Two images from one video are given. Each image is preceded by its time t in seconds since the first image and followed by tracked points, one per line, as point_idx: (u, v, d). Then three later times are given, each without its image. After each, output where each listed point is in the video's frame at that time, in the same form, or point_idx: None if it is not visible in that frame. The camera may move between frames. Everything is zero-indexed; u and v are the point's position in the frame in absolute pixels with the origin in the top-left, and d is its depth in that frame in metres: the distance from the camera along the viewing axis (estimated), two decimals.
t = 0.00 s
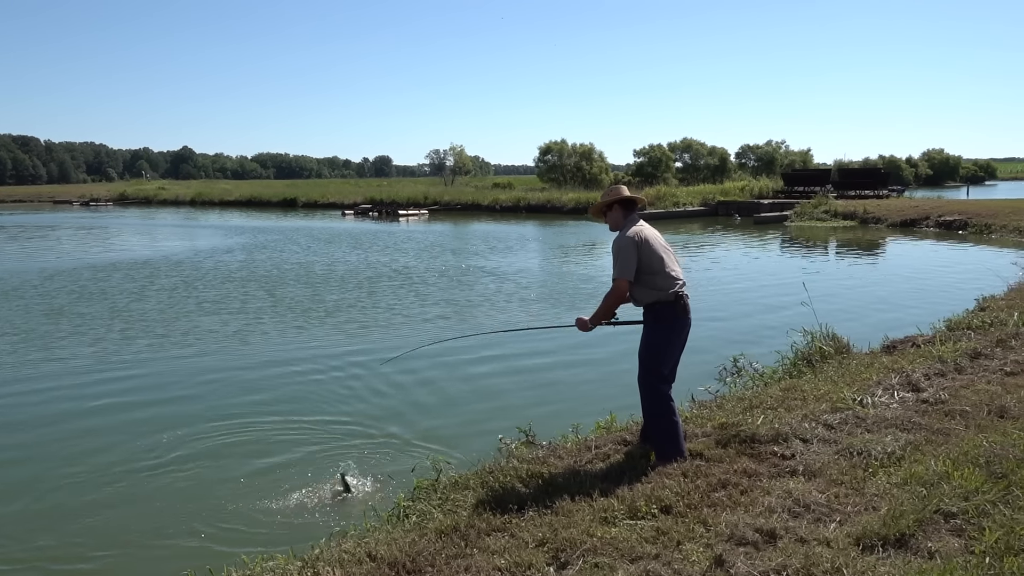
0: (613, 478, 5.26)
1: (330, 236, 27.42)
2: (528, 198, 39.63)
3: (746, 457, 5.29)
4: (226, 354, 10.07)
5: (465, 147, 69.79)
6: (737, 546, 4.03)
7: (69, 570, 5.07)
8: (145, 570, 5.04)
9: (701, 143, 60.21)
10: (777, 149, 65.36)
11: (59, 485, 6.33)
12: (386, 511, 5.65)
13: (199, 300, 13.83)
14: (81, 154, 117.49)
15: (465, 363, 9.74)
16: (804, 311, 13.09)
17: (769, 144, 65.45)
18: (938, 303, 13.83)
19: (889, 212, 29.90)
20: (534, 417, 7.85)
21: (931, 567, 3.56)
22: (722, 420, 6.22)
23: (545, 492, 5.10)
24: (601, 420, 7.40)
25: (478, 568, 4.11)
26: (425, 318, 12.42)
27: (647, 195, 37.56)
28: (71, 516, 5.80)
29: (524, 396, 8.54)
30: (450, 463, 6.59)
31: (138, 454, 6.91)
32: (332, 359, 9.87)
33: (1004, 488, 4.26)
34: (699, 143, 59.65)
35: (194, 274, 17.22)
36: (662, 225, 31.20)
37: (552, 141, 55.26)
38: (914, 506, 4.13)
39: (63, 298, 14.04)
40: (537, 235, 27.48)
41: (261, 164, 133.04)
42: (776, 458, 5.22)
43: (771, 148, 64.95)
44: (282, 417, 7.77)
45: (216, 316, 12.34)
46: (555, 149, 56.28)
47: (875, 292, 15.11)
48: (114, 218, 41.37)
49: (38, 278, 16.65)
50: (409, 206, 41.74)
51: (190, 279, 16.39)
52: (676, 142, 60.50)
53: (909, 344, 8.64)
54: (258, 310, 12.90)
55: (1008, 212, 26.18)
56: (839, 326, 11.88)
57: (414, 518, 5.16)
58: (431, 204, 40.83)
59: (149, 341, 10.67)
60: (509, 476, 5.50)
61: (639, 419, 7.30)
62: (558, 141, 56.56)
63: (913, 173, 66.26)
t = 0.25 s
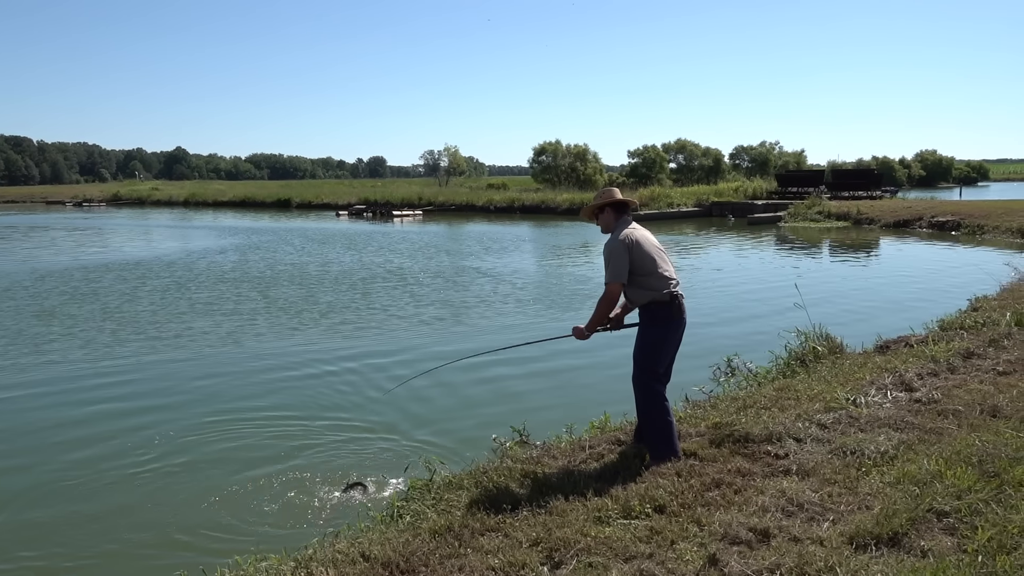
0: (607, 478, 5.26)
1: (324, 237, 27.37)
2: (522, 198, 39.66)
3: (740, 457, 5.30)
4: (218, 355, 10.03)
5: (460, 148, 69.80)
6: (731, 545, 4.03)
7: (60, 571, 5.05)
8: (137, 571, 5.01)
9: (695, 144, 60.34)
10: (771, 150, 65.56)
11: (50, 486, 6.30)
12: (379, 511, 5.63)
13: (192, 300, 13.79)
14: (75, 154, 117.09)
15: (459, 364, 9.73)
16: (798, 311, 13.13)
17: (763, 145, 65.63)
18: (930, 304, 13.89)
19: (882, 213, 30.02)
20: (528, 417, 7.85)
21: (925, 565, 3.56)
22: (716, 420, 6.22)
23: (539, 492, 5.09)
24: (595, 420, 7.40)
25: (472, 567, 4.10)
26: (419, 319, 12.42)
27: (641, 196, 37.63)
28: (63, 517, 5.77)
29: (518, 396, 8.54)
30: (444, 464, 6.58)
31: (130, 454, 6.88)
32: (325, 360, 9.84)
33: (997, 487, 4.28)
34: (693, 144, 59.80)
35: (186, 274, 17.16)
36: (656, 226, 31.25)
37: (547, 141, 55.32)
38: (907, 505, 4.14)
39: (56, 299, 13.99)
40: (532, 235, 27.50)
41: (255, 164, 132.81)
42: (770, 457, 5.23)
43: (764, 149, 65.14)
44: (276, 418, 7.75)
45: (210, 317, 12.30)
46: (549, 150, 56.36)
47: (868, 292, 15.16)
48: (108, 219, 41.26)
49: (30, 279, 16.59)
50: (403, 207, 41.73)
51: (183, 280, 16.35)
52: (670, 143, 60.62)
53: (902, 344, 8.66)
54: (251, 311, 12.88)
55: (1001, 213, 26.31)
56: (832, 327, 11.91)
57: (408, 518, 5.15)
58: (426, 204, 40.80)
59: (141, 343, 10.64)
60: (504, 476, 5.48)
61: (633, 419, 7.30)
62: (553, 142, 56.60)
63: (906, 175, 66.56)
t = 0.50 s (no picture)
0: (603, 477, 5.26)
1: (319, 238, 27.33)
2: (518, 199, 39.68)
3: (735, 456, 5.30)
4: (213, 356, 10.01)
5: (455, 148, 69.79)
6: (726, 543, 4.04)
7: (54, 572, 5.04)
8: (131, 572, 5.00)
9: (691, 145, 60.46)
10: (765, 150, 65.70)
11: (44, 487, 6.27)
12: (375, 511, 5.62)
13: (186, 301, 13.76)
14: (69, 154, 116.76)
15: (454, 363, 9.72)
16: (792, 312, 13.16)
17: (758, 146, 65.76)
18: (925, 304, 13.93)
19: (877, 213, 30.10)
20: (523, 417, 7.85)
21: (920, 563, 3.57)
22: (712, 419, 6.23)
23: (534, 491, 5.09)
24: (590, 420, 7.40)
25: (468, 566, 4.10)
26: (414, 319, 12.41)
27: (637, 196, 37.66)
28: (57, 519, 5.75)
29: (514, 395, 8.54)
30: (439, 463, 6.57)
31: (124, 455, 6.85)
32: (320, 360, 9.83)
33: (991, 485, 4.29)
34: (688, 145, 59.92)
35: (180, 275, 17.12)
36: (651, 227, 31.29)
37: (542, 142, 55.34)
38: (902, 503, 4.15)
39: (49, 299, 13.95)
40: (527, 236, 27.51)
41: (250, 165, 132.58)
42: (766, 456, 5.24)
43: (759, 150, 65.28)
44: (270, 418, 7.73)
45: (204, 318, 12.28)
46: (544, 151, 56.39)
47: (863, 292, 15.19)
48: (102, 219, 41.13)
49: (23, 279, 16.53)
50: (399, 207, 41.71)
51: (177, 280, 16.31)
52: (665, 143, 60.73)
53: (897, 344, 8.67)
54: (246, 311, 12.86)
55: (995, 214, 26.40)
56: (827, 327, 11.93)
57: (403, 518, 5.14)
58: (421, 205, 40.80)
59: (135, 344, 10.61)
60: (499, 475, 5.48)
61: (628, 418, 7.30)
62: (548, 143, 56.66)
63: (901, 176, 66.76)
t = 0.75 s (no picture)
0: (600, 476, 5.26)
1: (315, 238, 27.28)
2: (514, 199, 39.67)
3: (732, 455, 5.30)
4: (208, 357, 9.98)
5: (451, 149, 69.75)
6: (724, 542, 4.04)
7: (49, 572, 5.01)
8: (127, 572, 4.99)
9: (686, 146, 60.52)
10: (761, 151, 65.84)
11: (39, 487, 6.25)
12: (372, 510, 5.61)
13: (182, 302, 13.73)
14: (64, 154, 116.42)
15: (450, 364, 9.70)
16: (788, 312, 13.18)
17: (753, 146, 65.91)
18: (920, 304, 13.96)
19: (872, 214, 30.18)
20: (520, 416, 7.85)
21: (917, 561, 3.57)
22: (709, 419, 6.23)
23: (532, 490, 5.08)
24: (587, 420, 7.41)
25: (466, 565, 4.09)
26: (411, 319, 12.41)
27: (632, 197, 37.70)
28: (53, 518, 5.73)
29: (511, 395, 8.54)
30: (436, 463, 6.56)
31: (119, 456, 6.83)
32: (317, 360, 9.81)
33: (988, 484, 4.30)
34: (684, 145, 60.01)
35: (175, 275, 17.07)
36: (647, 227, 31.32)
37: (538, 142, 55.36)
38: (899, 502, 4.16)
39: (44, 300, 13.90)
40: (523, 236, 27.50)
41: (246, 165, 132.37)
42: (763, 455, 5.24)
43: (755, 151, 65.42)
44: (267, 418, 7.72)
45: (200, 319, 12.24)
46: (540, 151, 56.42)
47: (859, 292, 15.22)
48: (97, 219, 41.01)
49: (18, 280, 16.47)
50: (395, 207, 41.66)
51: (173, 281, 16.28)
52: (661, 143, 60.78)
53: (893, 344, 8.69)
54: (241, 312, 12.82)
55: (990, 214, 26.47)
56: (823, 327, 11.94)
57: (400, 517, 5.13)
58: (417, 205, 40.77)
59: (130, 344, 10.57)
60: (496, 474, 5.47)
61: (625, 418, 7.30)
62: (544, 143, 56.67)
63: (896, 176, 66.88)
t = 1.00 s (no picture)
0: (597, 476, 5.25)
1: (311, 239, 27.26)
2: (510, 200, 39.68)
3: (730, 455, 5.30)
4: (205, 357, 9.96)
5: (448, 149, 69.72)
6: (721, 542, 4.04)
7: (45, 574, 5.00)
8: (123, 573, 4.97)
9: (683, 146, 60.58)
10: (757, 152, 65.94)
11: (35, 488, 6.24)
12: (368, 511, 5.60)
13: (178, 302, 13.70)
14: (60, 155, 116.20)
15: (447, 365, 9.69)
16: (785, 312, 13.20)
17: (750, 147, 66.00)
18: (917, 304, 13.98)
19: (868, 214, 30.24)
20: (518, 416, 7.85)
21: (915, 561, 3.58)
22: (706, 419, 6.23)
23: (529, 490, 5.07)
24: (584, 420, 7.40)
25: (463, 566, 4.08)
26: (407, 320, 12.40)
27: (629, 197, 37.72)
28: (49, 519, 5.72)
29: (508, 395, 8.54)
30: (433, 463, 6.55)
31: (115, 457, 6.81)
32: (313, 361, 9.80)
33: (985, 484, 4.31)
34: (681, 146, 60.07)
35: (171, 276, 17.04)
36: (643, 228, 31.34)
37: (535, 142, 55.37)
38: (896, 502, 4.16)
39: (39, 301, 13.86)
40: (519, 236, 27.49)
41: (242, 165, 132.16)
42: (760, 455, 5.24)
43: (751, 151, 65.50)
44: (263, 418, 7.71)
45: (196, 319, 12.22)
46: (537, 151, 56.43)
47: (855, 293, 15.25)
48: (93, 219, 40.90)
49: (13, 280, 16.43)
50: (391, 207, 41.64)
51: (168, 281, 16.24)
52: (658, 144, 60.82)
53: (889, 344, 8.70)
54: (237, 312, 12.81)
55: (985, 215, 26.52)
56: (820, 327, 11.96)
57: (398, 518, 5.12)
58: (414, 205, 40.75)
59: (126, 345, 10.55)
60: (494, 475, 5.47)
61: (622, 418, 7.30)
62: (541, 143, 56.67)
63: (892, 177, 66.98)
